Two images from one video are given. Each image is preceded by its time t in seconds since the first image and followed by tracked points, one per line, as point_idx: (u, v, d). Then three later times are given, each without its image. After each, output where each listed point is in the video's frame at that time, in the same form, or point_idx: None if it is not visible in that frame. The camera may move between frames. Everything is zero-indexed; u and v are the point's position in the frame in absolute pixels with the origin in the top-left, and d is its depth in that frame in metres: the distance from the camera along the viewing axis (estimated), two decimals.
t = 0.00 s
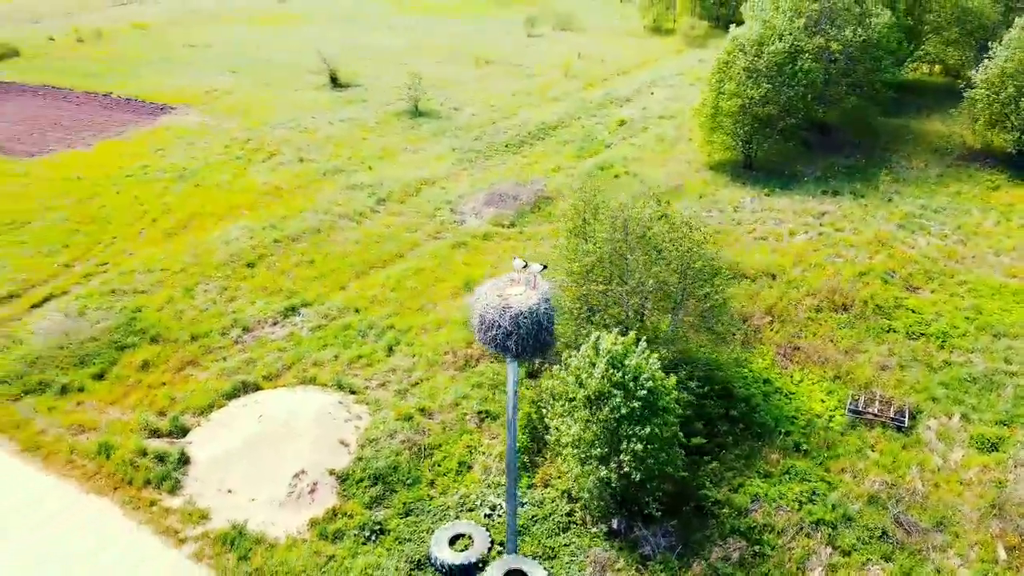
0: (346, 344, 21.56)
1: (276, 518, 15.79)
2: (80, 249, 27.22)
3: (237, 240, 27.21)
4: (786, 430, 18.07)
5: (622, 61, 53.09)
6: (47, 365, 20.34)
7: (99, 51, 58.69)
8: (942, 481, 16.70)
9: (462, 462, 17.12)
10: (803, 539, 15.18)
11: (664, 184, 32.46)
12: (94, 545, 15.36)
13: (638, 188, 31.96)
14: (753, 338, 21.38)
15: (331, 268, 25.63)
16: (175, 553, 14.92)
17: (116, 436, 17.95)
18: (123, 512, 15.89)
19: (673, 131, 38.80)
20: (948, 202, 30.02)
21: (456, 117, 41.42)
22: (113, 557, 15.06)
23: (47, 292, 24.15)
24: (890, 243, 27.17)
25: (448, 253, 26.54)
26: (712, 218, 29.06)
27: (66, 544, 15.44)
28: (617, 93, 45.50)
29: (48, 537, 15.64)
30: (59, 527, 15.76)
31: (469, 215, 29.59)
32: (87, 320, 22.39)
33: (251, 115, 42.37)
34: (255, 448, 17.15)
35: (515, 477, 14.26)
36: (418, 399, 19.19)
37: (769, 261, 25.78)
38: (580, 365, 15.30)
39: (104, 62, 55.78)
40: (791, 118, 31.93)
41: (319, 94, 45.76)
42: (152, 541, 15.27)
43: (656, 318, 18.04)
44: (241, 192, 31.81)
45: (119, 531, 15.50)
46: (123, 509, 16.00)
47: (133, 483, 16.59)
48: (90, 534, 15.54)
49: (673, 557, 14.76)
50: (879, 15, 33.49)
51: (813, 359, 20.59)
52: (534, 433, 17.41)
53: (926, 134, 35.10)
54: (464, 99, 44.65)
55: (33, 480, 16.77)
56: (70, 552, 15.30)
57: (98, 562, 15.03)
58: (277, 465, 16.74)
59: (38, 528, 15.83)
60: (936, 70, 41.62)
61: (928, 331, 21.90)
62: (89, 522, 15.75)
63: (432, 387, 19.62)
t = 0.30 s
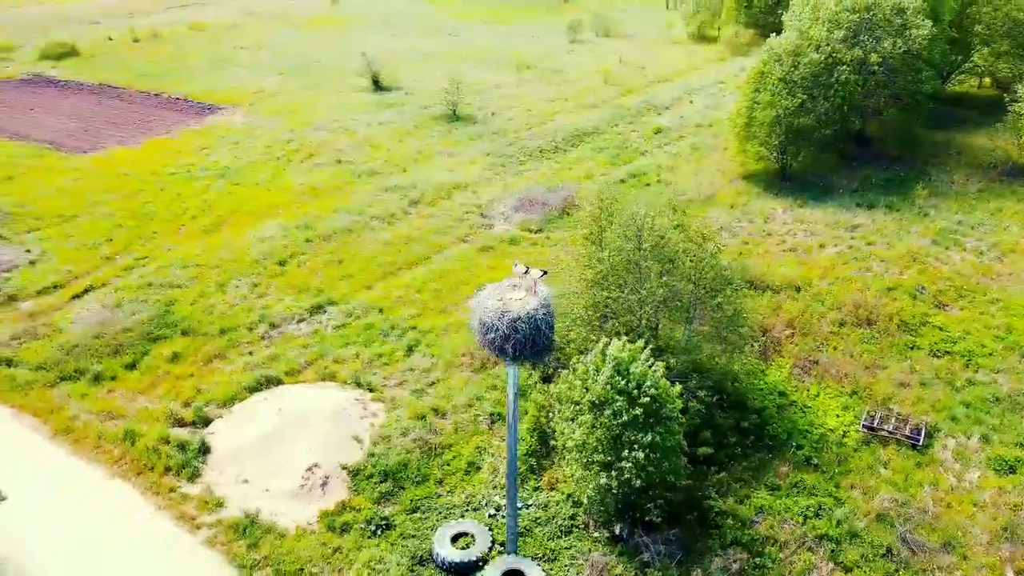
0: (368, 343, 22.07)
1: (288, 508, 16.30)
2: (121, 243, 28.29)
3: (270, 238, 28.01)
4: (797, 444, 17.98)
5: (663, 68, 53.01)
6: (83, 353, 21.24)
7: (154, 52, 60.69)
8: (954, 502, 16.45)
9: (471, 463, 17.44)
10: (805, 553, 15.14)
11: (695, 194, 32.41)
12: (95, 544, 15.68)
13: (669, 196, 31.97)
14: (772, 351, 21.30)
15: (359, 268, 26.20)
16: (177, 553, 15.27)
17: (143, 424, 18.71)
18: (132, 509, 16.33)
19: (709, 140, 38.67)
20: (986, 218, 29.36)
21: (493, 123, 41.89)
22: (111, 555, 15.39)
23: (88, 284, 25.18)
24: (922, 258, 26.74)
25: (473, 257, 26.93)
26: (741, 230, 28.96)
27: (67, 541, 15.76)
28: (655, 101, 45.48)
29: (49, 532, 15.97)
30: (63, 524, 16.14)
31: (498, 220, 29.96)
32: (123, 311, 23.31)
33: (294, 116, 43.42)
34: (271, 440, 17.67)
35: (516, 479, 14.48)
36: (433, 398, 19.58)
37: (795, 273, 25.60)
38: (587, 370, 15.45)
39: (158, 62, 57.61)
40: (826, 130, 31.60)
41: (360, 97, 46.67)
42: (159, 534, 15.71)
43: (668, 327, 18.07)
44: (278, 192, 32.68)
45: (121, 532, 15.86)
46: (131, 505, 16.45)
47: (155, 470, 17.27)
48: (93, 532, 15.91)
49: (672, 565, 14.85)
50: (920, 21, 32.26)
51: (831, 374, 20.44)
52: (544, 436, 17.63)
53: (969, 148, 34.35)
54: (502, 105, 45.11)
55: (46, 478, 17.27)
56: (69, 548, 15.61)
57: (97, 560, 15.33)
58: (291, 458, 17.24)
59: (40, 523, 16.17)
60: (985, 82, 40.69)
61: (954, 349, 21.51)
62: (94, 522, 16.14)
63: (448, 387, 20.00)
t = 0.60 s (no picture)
0: (388, 342, 22.54)
1: (299, 500, 16.78)
2: (161, 238, 29.30)
3: (303, 237, 28.72)
4: (808, 458, 17.84)
5: (706, 75, 52.72)
6: (116, 343, 22.12)
7: (207, 52, 62.49)
8: (965, 524, 16.16)
9: (479, 463, 17.72)
10: (806, 568, 15.08)
11: (726, 203, 32.24)
12: (107, 537, 16.06)
13: (699, 206, 31.87)
14: (789, 365, 21.15)
15: (386, 268, 26.73)
16: (186, 549, 15.65)
17: (168, 413, 19.43)
18: (145, 503, 16.80)
19: (746, 149, 38.38)
20: None
21: (530, 128, 42.25)
22: (122, 550, 15.75)
23: (127, 276, 26.17)
24: (955, 275, 26.20)
25: (499, 262, 27.27)
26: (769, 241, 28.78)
27: (80, 533, 16.13)
28: (695, 108, 45.28)
29: (62, 523, 16.35)
30: (75, 517, 16.52)
31: (527, 225, 30.23)
32: (157, 303, 24.18)
33: (336, 117, 44.33)
34: (287, 434, 18.19)
35: (517, 481, 14.68)
36: (447, 399, 19.92)
37: (821, 286, 25.34)
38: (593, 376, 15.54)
39: (211, 63, 59.29)
40: (862, 142, 31.14)
41: (401, 100, 47.43)
42: (172, 526, 16.18)
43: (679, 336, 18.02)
44: (314, 191, 33.48)
45: (133, 527, 16.26)
46: (145, 498, 16.92)
47: (176, 458, 17.94)
48: (106, 526, 16.30)
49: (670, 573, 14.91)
50: (966, 34, 31.83)
51: (848, 389, 20.23)
52: (552, 440, 17.81)
53: (1015, 162, 33.45)
54: (541, 110, 45.38)
55: (63, 472, 17.74)
56: (82, 540, 15.97)
57: (108, 552, 15.70)
58: (305, 451, 17.73)
59: (54, 515, 16.54)
60: None
61: (980, 368, 21.06)
62: (106, 517, 16.52)
63: (463, 388, 20.33)
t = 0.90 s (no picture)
0: (410, 341, 22.94)
1: (310, 492, 17.22)
2: (201, 233, 30.26)
3: (336, 236, 29.38)
4: (819, 473, 17.66)
5: (751, 83, 52.17)
6: (150, 333, 22.97)
7: (260, 52, 64.18)
8: (977, 548, 15.82)
9: (488, 464, 17.96)
10: None
11: (760, 213, 31.96)
12: (133, 522, 16.63)
13: (732, 215, 31.66)
14: (808, 379, 20.92)
15: (414, 269, 27.19)
16: (205, 536, 16.15)
17: (193, 401, 20.13)
18: (167, 490, 17.39)
19: (785, 158, 37.95)
20: None
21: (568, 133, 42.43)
22: (145, 534, 16.31)
23: (165, 269, 27.11)
24: (992, 293, 25.54)
25: (525, 266, 27.55)
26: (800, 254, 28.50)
27: (109, 517, 16.71)
28: (736, 116, 44.88)
29: (89, 506, 16.98)
30: (102, 502, 17.13)
31: (557, 229, 30.43)
32: (191, 296, 25.01)
33: (378, 118, 45.13)
34: (302, 428, 18.65)
35: (517, 483, 14.86)
36: (462, 399, 20.23)
37: (850, 300, 24.97)
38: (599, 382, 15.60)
39: (263, 62, 60.80)
40: (902, 154, 30.54)
41: (443, 102, 48.04)
42: (190, 512, 16.74)
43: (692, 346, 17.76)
44: (351, 191, 34.17)
45: (157, 512, 16.82)
46: (167, 486, 17.51)
47: (197, 445, 18.59)
48: (130, 511, 16.89)
49: None
50: (1015, 46, 30.97)
51: (867, 406, 19.94)
52: (560, 444, 17.96)
53: None
54: (580, 115, 45.53)
55: (93, 457, 18.44)
56: (107, 524, 16.55)
57: (134, 536, 16.25)
58: (318, 445, 18.18)
59: (82, 499, 17.15)
60: None
61: (1008, 389, 20.52)
62: (131, 502, 17.11)
63: (479, 389, 20.64)
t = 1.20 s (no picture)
0: (432, 341, 23.29)
1: (323, 485, 17.65)
2: (240, 228, 31.11)
3: (369, 235, 29.95)
4: (831, 490, 17.42)
5: (798, 90, 51.38)
6: (183, 324, 23.74)
7: (312, 52, 65.62)
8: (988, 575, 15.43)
9: (497, 466, 18.15)
10: None
11: (795, 223, 31.52)
12: (160, 506, 17.28)
13: (766, 225, 31.30)
14: (828, 395, 20.61)
15: (442, 270, 27.58)
16: (226, 523, 16.71)
17: (217, 392, 20.76)
18: (189, 475, 18.05)
19: (827, 169, 37.33)
20: None
21: (608, 138, 42.43)
22: (166, 516, 16.96)
23: (203, 262, 27.97)
24: None
25: (552, 271, 27.69)
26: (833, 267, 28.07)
27: (137, 501, 17.40)
28: (780, 124, 44.27)
29: (118, 489, 17.69)
30: (126, 484, 17.82)
31: (587, 234, 30.52)
32: (225, 290, 25.76)
33: (421, 120, 45.77)
34: (320, 423, 19.13)
35: (517, 485, 15.03)
36: (478, 401, 20.47)
37: (880, 315, 24.50)
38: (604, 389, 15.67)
39: (313, 62, 62.09)
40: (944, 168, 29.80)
41: (486, 105, 48.47)
42: (209, 498, 17.35)
43: (703, 356, 17.65)
44: (388, 191, 34.76)
45: (179, 496, 17.47)
46: (189, 471, 18.18)
47: (217, 435, 19.18)
48: (153, 494, 17.54)
49: None
50: None
51: (887, 424, 19.56)
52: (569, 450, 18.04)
53: None
54: (622, 121, 45.47)
55: (124, 442, 19.18)
56: (131, 506, 17.22)
57: (160, 520, 16.88)
58: (334, 441, 18.64)
59: (108, 481, 17.87)
60: None
61: None
62: (154, 486, 17.79)
63: (495, 391, 20.86)
